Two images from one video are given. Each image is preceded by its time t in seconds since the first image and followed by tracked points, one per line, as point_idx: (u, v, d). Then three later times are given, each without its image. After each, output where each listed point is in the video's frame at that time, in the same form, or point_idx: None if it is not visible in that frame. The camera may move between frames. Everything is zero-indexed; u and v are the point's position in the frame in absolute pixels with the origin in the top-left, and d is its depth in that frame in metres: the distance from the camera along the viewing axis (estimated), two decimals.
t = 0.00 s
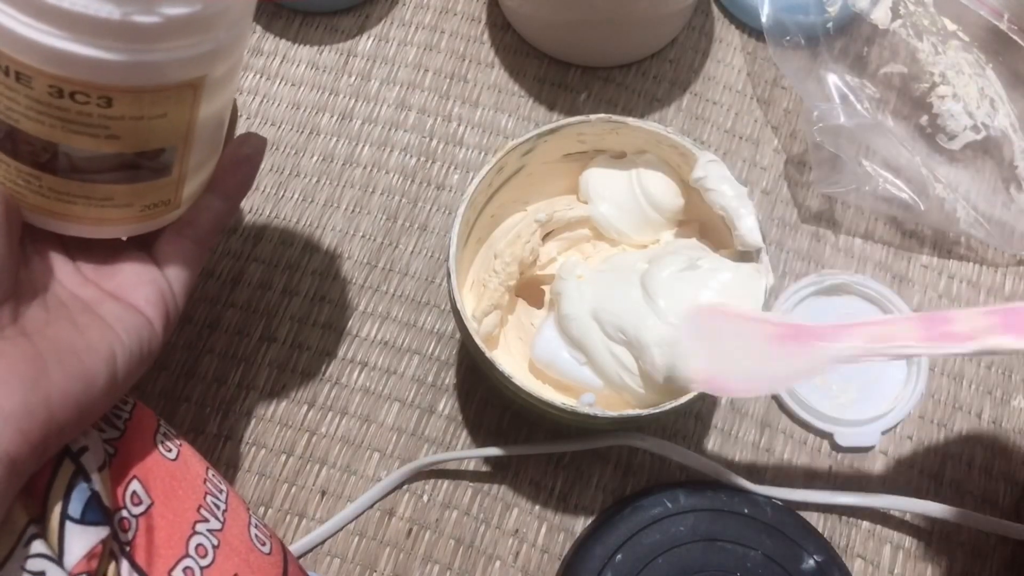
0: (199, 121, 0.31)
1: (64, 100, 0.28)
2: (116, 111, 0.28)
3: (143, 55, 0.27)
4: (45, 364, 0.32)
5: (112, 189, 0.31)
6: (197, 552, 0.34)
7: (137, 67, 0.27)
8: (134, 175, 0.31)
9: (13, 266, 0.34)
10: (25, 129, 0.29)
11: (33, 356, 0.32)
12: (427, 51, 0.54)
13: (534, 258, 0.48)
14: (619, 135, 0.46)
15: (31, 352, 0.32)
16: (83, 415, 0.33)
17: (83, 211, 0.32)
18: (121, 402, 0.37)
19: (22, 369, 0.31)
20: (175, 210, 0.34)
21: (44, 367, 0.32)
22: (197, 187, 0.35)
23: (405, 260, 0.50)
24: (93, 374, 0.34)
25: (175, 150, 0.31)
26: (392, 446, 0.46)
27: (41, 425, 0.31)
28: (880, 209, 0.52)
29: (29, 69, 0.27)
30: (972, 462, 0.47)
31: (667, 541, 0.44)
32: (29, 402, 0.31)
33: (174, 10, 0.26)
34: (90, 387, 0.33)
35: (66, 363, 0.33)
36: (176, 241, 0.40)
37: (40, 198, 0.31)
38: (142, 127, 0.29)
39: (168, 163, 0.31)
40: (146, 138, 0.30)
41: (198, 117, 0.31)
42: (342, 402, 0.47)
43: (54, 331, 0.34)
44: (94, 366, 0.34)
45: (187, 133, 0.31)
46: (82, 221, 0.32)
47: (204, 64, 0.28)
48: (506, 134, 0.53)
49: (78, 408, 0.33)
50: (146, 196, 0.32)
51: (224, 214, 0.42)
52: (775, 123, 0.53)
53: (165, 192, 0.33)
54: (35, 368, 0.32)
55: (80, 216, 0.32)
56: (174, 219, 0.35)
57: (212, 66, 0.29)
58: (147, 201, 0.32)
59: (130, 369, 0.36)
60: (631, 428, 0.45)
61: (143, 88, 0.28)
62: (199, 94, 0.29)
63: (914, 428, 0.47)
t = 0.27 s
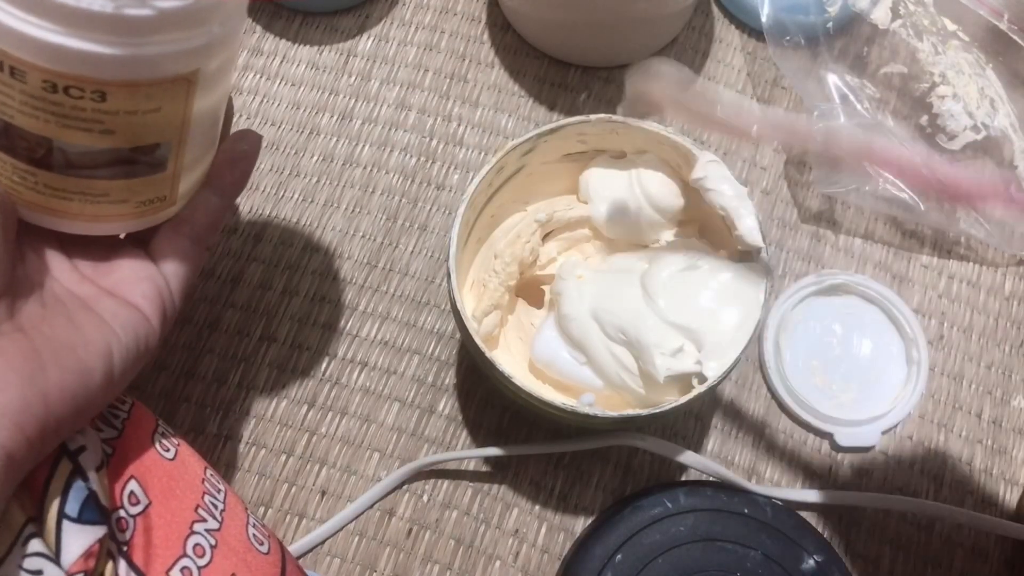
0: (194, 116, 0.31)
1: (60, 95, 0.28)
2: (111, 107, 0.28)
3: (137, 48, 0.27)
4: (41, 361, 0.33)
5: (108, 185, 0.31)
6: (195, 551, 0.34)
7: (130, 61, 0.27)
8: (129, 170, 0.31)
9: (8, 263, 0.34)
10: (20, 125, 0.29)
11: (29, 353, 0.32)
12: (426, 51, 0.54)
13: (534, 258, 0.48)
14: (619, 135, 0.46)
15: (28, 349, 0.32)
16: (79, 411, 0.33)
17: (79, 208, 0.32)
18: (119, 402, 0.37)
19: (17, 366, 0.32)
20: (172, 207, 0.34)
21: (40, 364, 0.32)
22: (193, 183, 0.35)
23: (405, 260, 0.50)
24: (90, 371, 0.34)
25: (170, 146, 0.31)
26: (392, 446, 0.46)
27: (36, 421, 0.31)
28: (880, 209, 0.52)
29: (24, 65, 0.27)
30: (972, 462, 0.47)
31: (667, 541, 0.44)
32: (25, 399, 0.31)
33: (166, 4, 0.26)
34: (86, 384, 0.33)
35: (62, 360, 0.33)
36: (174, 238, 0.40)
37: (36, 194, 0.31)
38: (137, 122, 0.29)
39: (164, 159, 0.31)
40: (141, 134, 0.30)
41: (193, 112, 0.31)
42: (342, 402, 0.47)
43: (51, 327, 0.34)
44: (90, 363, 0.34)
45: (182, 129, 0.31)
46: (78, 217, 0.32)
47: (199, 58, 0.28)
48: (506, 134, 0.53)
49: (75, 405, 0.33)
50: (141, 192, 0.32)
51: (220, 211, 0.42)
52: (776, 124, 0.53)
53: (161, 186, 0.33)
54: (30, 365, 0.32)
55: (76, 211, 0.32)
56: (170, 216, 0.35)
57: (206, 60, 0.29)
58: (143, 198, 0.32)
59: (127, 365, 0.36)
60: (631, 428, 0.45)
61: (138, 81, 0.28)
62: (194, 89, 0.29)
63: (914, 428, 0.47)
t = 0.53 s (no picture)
0: (195, 115, 0.31)
1: (59, 93, 0.28)
2: (110, 104, 0.28)
3: (136, 45, 0.27)
4: (44, 358, 0.32)
5: (110, 183, 0.31)
6: (195, 551, 0.34)
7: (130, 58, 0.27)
8: (131, 169, 0.31)
9: (8, 262, 0.34)
10: (21, 123, 0.29)
11: (31, 350, 0.32)
12: (427, 51, 0.54)
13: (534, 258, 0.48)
14: (619, 135, 0.46)
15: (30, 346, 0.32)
16: (81, 409, 0.33)
17: (80, 206, 0.32)
18: (120, 402, 0.37)
19: (20, 362, 0.31)
20: (173, 205, 0.34)
21: (42, 361, 0.32)
22: (194, 182, 0.35)
23: (405, 260, 0.50)
24: (92, 368, 0.34)
25: (170, 143, 0.31)
26: (392, 446, 0.46)
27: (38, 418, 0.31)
28: (880, 209, 0.52)
29: (23, 62, 0.27)
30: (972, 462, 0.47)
31: (667, 541, 0.44)
32: (28, 396, 0.31)
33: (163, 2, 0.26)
34: (88, 381, 0.33)
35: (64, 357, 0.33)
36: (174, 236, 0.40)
37: (37, 192, 0.31)
38: (137, 119, 0.29)
39: (165, 156, 0.31)
40: (142, 131, 0.30)
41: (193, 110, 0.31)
42: (343, 402, 0.47)
43: (52, 325, 0.34)
44: (92, 360, 0.34)
45: (182, 127, 0.31)
46: (79, 215, 0.32)
47: (198, 56, 0.28)
48: (506, 134, 0.53)
49: (77, 402, 0.33)
50: (143, 191, 0.32)
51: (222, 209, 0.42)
52: (775, 124, 0.53)
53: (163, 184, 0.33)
54: (33, 361, 0.32)
55: (78, 209, 0.32)
56: (171, 214, 0.35)
57: (206, 58, 0.29)
58: (144, 196, 0.32)
59: (128, 363, 0.36)
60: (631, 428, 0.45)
61: (137, 79, 0.28)
62: (194, 87, 0.29)
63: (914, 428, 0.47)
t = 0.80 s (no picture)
0: (196, 114, 0.31)
1: (60, 92, 0.28)
2: (110, 103, 0.28)
3: (135, 45, 0.26)
4: (44, 357, 0.32)
5: (111, 183, 0.31)
6: (196, 551, 0.34)
7: (130, 58, 0.27)
8: (132, 168, 0.31)
9: (9, 262, 0.34)
10: (21, 123, 0.29)
11: (31, 349, 0.32)
12: (427, 51, 0.54)
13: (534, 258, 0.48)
14: (619, 135, 0.46)
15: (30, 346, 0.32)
16: (81, 409, 0.33)
17: (81, 206, 0.32)
18: (121, 402, 0.37)
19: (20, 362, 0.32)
20: (175, 205, 0.34)
21: (42, 361, 0.32)
22: (197, 183, 0.35)
23: (405, 260, 0.50)
24: (92, 368, 0.34)
25: (171, 143, 0.31)
26: (392, 446, 0.46)
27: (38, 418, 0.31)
28: (880, 209, 0.52)
29: (22, 61, 0.27)
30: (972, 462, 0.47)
31: (667, 541, 0.44)
32: (28, 396, 0.31)
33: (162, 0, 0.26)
34: (89, 382, 0.33)
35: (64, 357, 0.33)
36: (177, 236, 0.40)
37: (39, 192, 0.31)
38: (138, 118, 0.29)
39: (166, 156, 0.31)
40: (143, 131, 0.30)
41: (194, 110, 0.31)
42: (343, 402, 0.47)
43: (52, 325, 0.34)
44: (92, 360, 0.34)
45: (183, 127, 0.31)
46: (81, 215, 0.32)
47: (198, 55, 0.28)
48: (506, 134, 0.52)
49: (77, 402, 0.33)
50: (144, 191, 0.32)
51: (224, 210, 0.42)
52: (775, 124, 0.53)
53: (164, 184, 0.33)
54: (33, 361, 0.32)
55: (80, 209, 0.32)
56: (174, 215, 0.35)
57: (206, 57, 0.29)
58: (146, 196, 0.32)
59: (130, 363, 0.36)
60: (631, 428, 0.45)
61: (137, 79, 0.28)
62: (195, 86, 0.29)
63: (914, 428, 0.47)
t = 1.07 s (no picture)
0: (197, 113, 0.31)
1: (61, 91, 0.28)
2: (112, 102, 0.28)
3: (137, 43, 0.27)
4: (46, 355, 0.32)
5: (111, 182, 0.31)
6: (196, 551, 0.34)
7: (132, 56, 0.27)
8: (133, 168, 0.31)
9: (12, 260, 0.34)
10: (23, 121, 0.29)
11: (33, 347, 0.32)
12: (426, 51, 0.54)
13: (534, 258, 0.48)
14: (619, 135, 0.46)
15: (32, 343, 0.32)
16: (83, 407, 0.33)
17: (82, 206, 0.32)
18: (121, 401, 0.37)
19: (22, 359, 0.31)
20: (176, 205, 0.34)
21: (44, 358, 0.32)
22: (197, 183, 0.35)
23: (405, 260, 0.50)
24: (93, 368, 0.34)
25: (172, 142, 0.31)
26: (392, 446, 0.46)
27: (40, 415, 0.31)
28: (880, 209, 0.52)
29: (25, 60, 0.27)
30: (972, 462, 0.47)
31: (667, 541, 0.44)
32: (30, 393, 0.31)
33: None
34: (90, 381, 0.33)
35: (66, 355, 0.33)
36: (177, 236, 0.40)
37: (40, 191, 0.31)
38: (138, 117, 0.29)
39: (167, 155, 0.31)
40: (143, 130, 0.30)
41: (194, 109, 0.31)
42: (343, 402, 0.47)
43: (53, 324, 0.34)
44: (94, 360, 0.34)
45: (183, 127, 0.31)
46: (81, 215, 0.32)
47: (199, 53, 0.28)
48: (506, 134, 0.52)
49: (79, 401, 0.33)
50: (145, 190, 0.32)
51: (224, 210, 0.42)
52: (775, 124, 0.53)
53: (164, 184, 0.33)
54: (35, 359, 0.32)
55: (78, 209, 0.32)
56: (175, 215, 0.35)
57: (207, 56, 0.29)
58: (147, 196, 0.32)
59: (130, 363, 0.36)
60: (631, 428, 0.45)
61: (139, 77, 0.28)
62: (196, 84, 0.29)
63: (914, 428, 0.47)
